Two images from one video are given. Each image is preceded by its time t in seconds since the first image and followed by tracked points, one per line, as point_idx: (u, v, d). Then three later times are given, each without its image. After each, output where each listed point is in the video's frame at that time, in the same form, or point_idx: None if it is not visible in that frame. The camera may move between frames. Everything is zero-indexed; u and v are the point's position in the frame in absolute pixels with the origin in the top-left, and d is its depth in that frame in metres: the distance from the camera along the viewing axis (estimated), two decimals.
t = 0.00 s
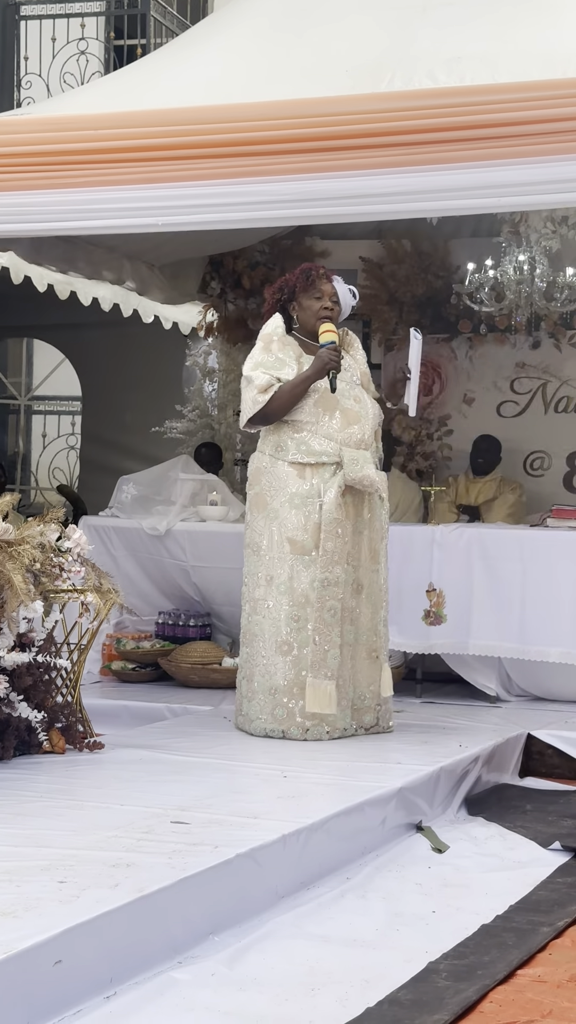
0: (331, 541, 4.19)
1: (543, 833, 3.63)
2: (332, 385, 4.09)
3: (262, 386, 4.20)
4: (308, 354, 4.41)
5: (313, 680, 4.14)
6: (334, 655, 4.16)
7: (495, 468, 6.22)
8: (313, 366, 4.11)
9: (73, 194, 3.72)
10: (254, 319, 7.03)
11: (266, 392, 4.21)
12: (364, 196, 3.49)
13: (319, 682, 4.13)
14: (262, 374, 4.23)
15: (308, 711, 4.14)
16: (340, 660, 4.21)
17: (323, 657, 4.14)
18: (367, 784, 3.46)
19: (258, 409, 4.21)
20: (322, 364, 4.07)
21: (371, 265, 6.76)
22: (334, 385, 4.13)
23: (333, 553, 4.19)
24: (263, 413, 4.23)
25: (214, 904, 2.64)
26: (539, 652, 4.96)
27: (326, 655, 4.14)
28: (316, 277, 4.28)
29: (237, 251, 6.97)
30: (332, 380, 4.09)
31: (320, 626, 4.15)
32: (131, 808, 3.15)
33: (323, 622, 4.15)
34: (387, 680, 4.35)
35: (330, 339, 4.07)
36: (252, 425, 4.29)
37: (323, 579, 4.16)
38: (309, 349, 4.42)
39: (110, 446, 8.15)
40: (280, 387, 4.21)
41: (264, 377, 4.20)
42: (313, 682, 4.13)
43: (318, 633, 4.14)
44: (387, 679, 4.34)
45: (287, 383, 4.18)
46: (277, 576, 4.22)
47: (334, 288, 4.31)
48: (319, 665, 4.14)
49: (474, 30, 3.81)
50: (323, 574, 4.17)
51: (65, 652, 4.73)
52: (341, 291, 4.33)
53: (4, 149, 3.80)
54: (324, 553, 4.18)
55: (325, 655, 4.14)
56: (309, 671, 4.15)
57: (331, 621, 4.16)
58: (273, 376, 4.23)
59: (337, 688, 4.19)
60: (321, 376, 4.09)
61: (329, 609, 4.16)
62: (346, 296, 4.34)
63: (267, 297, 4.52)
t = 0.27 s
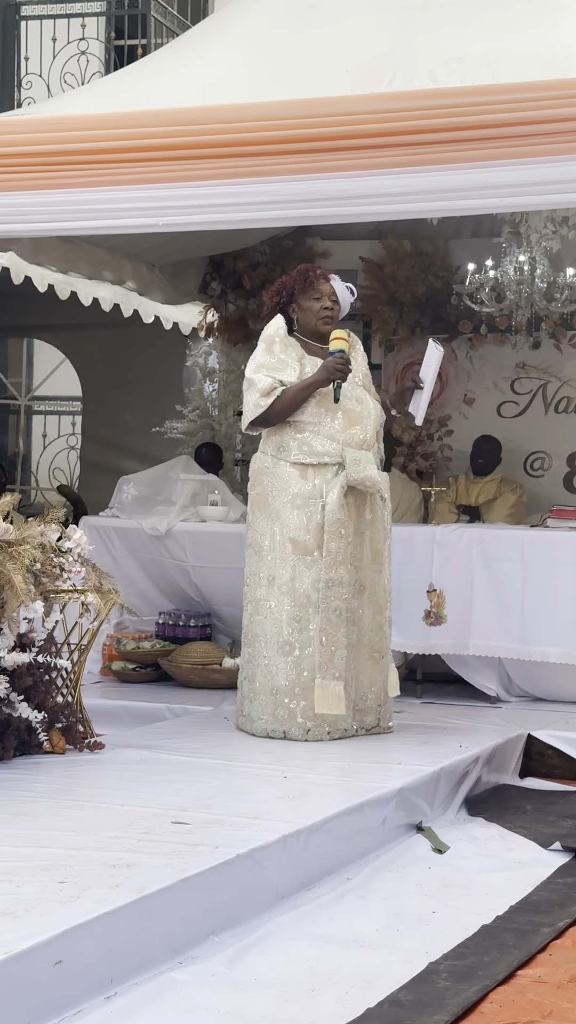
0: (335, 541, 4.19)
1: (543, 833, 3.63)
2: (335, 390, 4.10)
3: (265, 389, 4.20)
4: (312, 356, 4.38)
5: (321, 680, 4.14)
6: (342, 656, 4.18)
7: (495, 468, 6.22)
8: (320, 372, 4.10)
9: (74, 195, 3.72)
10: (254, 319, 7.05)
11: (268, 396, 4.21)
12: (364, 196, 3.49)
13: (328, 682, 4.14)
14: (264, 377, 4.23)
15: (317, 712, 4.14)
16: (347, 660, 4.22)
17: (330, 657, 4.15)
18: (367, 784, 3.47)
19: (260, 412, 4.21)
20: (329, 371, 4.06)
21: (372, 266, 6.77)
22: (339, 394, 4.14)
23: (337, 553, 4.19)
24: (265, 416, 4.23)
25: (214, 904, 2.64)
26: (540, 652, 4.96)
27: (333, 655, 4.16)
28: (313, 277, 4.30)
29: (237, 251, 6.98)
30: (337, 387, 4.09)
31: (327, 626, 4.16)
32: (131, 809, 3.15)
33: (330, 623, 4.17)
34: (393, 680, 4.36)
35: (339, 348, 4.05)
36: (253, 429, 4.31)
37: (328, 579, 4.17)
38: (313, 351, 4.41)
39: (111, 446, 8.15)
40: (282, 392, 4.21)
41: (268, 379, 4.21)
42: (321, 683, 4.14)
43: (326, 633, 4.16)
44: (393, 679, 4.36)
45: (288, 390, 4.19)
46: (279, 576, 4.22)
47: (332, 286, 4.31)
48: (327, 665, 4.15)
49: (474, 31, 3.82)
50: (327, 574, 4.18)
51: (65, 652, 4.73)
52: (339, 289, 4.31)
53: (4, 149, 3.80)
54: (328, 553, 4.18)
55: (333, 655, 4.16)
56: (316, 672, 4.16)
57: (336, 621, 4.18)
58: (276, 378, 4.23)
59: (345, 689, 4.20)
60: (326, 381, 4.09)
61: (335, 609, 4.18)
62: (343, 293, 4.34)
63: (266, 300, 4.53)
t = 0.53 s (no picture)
0: (337, 541, 4.19)
1: (543, 833, 3.63)
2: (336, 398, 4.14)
3: (264, 392, 4.21)
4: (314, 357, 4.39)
5: (319, 680, 4.14)
6: (342, 655, 4.16)
7: (496, 468, 6.22)
8: (320, 380, 4.14)
9: (74, 195, 3.72)
10: (254, 319, 7.04)
11: (267, 399, 4.22)
12: (364, 196, 3.49)
13: (326, 681, 4.13)
14: (264, 378, 4.23)
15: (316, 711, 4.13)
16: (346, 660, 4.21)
17: (329, 657, 4.14)
18: (367, 784, 3.46)
19: (260, 413, 4.22)
20: (328, 379, 4.10)
21: (372, 266, 6.77)
22: (338, 403, 4.18)
23: (339, 553, 4.18)
24: (263, 417, 4.25)
25: (214, 905, 2.64)
26: (542, 652, 4.96)
27: (332, 655, 4.14)
28: (309, 280, 4.29)
29: (238, 251, 6.98)
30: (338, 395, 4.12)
31: (326, 625, 4.15)
32: (131, 809, 3.15)
33: (330, 623, 4.15)
34: (394, 680, 4.39)
35: (340, 356, 4.13)
36: (254, 428, 4.31)
37: (329, 579, 4.17)
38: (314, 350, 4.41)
39: (111, 446, 8.15)
40: (282, 393, 4.22)
41: (267, 381, 4.21)
42: (319, 682, 4.13)
43: (325, 633, 4.14)
44: (394, 679, 4.39)
45: (290, 392, 4.21)
46: (282, 576, 4.22)
47: (328, 286, 4.30)
48: (325, 665, 4.14)
49: (474, 31, 3.82)
50: (329, 574, 4.17)
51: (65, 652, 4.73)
52: (335, 289, 4.32)
53: (5, 149, 3.80)
54: (330, 553, 4.17)
55: (331, 656, 4.14)
56: (315, 672, 4.15)
57: (337, 620, 4.16)
58: (275, 381, 4.23)
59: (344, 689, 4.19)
60: (326, 391, 4.13)
61: (336, 609, 4.17)
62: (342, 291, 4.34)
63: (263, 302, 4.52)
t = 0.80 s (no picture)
0: (336, 541, 4.19)
1: (543, 833, 3.63)
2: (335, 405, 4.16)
3: (263, 393, 4.21)
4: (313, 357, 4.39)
5: (316, 679, 4.14)
6: (339, 655, 4.17)
7: (495, 468, 6.22)
8: (319, 383, 4.14)
9: (74, 195, 3.72)
10: (254, 319, 7.05)
11: (267, 400, 4.22)
12: (364, 196, 3.49)
13: (322, 681, 4.13)
14: (264, 378, 4.24)
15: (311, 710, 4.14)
16: (344, 660, 4.22)
17: (326, 657, 4.14)
18: (367, 784, 3.47)
19: (260, 413, 4.22)
20: (327, 383, 4.10)
21: (371, 266, 6.78)
22: (338, 406, 4.18)
23: (338, 553, 4.19)
24: (263, 417, 4.25)
25: (214, 904, 2.64)
26: (540, 652, 4.96)
27: (329, 655, 4.15)
28: (309, 280, 4.30)
29: (237, 251, 6.98)
30: (337, 397, 4.12)
31: (323, 625, 4.16)
32: (131, 808, 3.15)
33: (328, 622, 4.16)
34: (392, 679, 4.36)
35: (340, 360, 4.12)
36: (254, 429, 4.31)
37: (328, 579, 4.17)
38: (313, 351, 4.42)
39: (110, 446, 8.15)
40: (281, 394, 4.22)
41: (266, 382, 4.21)
42: (315, 681, 4.13)
43: (323, 633, 4.15)
44: (392, 679, 4.36)
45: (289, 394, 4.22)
46: (281, 576, 4.22)
47: (329, 286, 4.31)
48: (322, 664, 4.14)
49: (474, 31, 3.82)
50: (327, 574, 4.17)
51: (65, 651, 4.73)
52: (336, 288, 4.32)
53: (4, 149, 3.80)
54: (329, 553, 4.18)
55: (329, 656, 4.15)
56: (312, 671, 4.16)
57: (334, 620, 4.17)
58: (274, 382, 4.23)
59: (340, 688, 4.19)
60: (325, 394, 4.13)
61: (333, 609, 4.17)
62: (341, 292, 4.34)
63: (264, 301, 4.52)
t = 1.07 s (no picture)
0: (334, 541, 4.19)
1: (542, 833, 3.64)
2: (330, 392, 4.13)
3: (261, 393, 4.22)
4: (312, 357, 4.39)
5: (314, 679, 4.14)
6: (338, 655, 4.17)
7: (494, 468, 6.21)
8: (315, 376, 4.11)
9: (73, 195, 3.72)
10: (254, 319, 7.05)
11: (265, 399, 4.23)
12: (364, 197, 3.49)
13: (321, 681, 4.13)
14: (262, 379, 4.24)
15: (309, 710, 4.15)
16: (343, 660, 4.22)
17: (325, 656, 4.14)
18: (366, 784, 3.47)
19: (258, 413, 4.22)
20: (323, 373, 4.08)
21: (371, 265, 6.78)
22: (334, 395, 4.15)
23: (337, 553, 4.19)
24: (263, 417, 4.25)
25: (214, 904, 2.64)
26: (539, 653, 4.96)
27: (328, 654, 4.15)
28: (313, 280, 4.29)
29: (237, 251, 6.98)
30: (332, 389, 4.10)
31: (322, 625, 4.15)
32: (130, 808, 3.16)
33: (326, 622, 4.15)
34: (390, 679, 4.39)
35: (335, 352, 4.06)
36: (253, 429, 4.31)
37: (326, 578, 4.17)
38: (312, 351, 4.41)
39: (110, 446, 8.15)
40: (279, 393, 4.22)
41: (264, 383, 4.22)
42: (314, 682, 4.13)
43: (321, 633, 4.14)
44: (390, 679, 4.39)
45: (287, 390, 4.20)
46: (280, 576, 4.22)
47: (332, 287, 4.32)
48: (321, 664, 4.14)
49: (474, 31, 3.82)
50: (326, 573, 4.17)
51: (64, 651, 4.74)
52: (338, 290, 4.33)
53: (4, 149, 3.80)
54: (328, 553, 4.18)
55: (327, 655, 4.14)
56: (310, 671, 4.16)
57: (333, 620, 4.17)
58: (273, 382, 4.24)
59: (339, 688, 4.20)
60: (322, 385, 4.11)
61: (332, 609, 4.17)
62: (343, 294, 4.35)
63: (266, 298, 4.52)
